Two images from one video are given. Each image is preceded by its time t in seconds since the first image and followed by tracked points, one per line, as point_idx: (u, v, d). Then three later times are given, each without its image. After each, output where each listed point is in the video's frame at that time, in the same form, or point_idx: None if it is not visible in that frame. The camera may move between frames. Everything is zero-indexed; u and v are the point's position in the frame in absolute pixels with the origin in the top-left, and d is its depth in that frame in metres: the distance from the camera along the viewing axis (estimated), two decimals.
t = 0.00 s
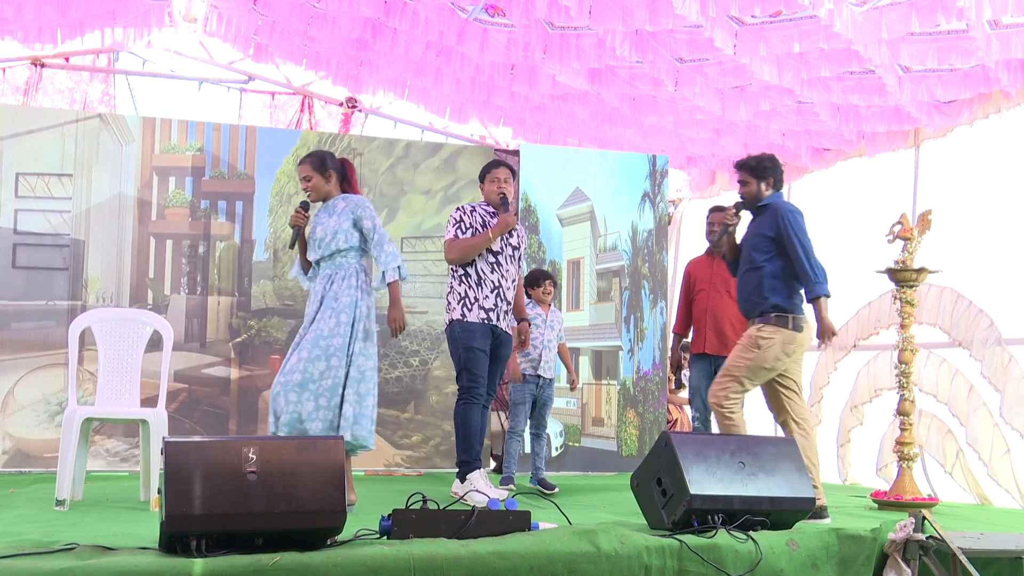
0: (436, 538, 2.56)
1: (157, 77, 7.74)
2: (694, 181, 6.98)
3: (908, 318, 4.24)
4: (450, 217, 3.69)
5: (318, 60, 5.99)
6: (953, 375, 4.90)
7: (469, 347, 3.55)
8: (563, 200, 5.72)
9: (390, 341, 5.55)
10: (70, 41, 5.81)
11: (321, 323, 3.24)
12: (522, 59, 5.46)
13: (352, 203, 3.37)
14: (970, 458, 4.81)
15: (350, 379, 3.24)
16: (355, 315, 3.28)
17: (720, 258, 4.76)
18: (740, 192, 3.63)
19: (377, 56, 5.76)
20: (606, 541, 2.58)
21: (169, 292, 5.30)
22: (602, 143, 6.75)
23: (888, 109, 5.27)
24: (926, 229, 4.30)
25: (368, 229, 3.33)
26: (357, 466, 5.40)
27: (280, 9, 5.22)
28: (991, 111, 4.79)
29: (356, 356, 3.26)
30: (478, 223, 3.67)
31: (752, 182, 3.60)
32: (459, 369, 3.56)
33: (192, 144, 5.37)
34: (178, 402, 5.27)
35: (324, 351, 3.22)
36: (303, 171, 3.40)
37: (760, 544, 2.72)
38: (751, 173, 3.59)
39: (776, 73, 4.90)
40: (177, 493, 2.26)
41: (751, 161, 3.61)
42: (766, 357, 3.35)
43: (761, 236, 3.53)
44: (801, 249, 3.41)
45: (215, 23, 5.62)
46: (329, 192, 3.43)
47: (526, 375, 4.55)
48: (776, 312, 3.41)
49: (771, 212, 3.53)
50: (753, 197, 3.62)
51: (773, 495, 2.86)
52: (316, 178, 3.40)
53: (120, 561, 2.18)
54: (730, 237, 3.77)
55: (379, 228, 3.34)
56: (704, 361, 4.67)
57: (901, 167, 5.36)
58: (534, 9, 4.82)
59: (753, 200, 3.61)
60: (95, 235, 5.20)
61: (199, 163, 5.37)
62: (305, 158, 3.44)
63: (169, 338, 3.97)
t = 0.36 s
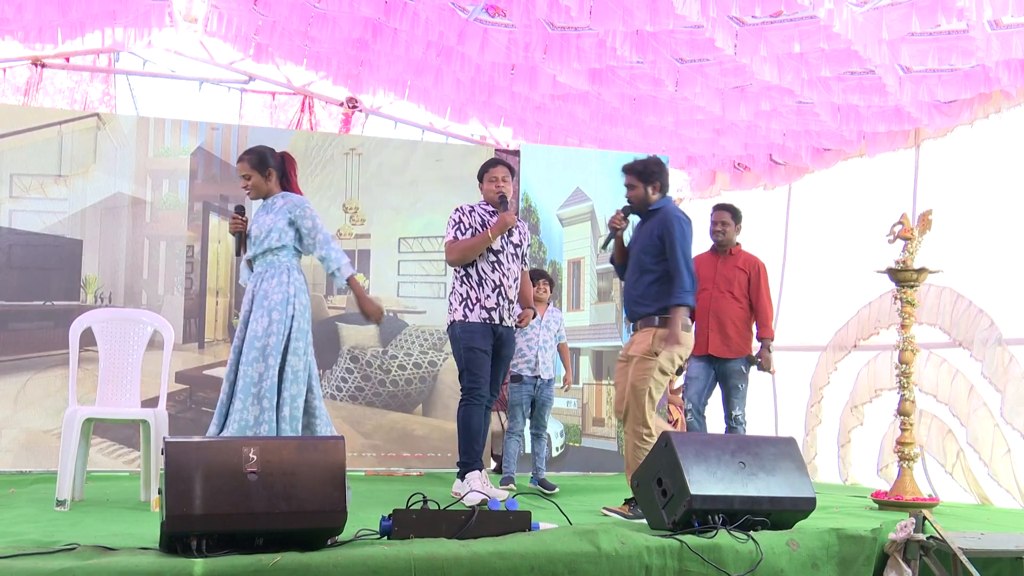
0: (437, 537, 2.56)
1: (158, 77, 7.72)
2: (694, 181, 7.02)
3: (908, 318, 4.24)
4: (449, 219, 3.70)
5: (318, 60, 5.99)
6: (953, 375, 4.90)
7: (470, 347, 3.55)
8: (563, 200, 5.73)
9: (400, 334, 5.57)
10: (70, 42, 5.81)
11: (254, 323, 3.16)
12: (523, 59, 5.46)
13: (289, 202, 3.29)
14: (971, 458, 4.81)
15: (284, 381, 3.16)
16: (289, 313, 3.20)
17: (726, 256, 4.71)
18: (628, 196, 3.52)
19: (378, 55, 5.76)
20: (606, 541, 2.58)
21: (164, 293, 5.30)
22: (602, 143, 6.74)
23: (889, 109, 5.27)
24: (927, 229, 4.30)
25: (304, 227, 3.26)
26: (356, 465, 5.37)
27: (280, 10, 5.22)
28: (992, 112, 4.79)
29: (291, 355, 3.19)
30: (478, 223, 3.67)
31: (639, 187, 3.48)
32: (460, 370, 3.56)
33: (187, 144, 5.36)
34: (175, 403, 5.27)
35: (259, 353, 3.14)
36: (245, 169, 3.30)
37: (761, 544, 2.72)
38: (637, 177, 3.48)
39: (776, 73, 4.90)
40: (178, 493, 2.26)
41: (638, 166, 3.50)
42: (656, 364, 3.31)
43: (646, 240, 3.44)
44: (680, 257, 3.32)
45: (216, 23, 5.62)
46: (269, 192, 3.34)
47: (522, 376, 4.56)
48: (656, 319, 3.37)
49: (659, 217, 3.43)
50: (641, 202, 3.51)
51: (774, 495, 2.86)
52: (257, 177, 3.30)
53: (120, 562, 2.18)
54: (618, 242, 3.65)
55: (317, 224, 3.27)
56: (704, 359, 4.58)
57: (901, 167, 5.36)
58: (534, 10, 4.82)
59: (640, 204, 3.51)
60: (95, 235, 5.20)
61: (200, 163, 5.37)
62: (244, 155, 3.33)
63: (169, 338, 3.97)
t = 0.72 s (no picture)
0: (437, 538, 2.56)
1: (158, 77, 7.69)
2: (694, 182, 7.04)
3: (909, 318, 4.24)
4: (449, 221, 3.75)
5: (319, 60, 5.99)
6: (954, 375, 4.89)
7: (478, 350, 3.65)
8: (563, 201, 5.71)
9: (398, 338, 5.58)
10: (71, 42, 5.81)
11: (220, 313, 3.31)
12: (524, 59, 5.45)
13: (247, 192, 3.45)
14: (972, 458, 4.81)
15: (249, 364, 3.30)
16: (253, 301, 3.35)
17: (709, 254, 4.54)
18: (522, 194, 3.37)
19: (379, 56, 5.76)
20: (607, 542, 2.57)
21: (167, 293, 5.31)
22: (602, 143, 6.74)
23: (889, 109, 5.27)
24: (928, 229, 4.30)
25: (263, 219, 3.40)
26: (358, 464, 5.38)
27: (281, 10, 5.23)
28: (992, 112, 4.79)
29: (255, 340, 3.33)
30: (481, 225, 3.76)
31: (533, 185, 3.34)
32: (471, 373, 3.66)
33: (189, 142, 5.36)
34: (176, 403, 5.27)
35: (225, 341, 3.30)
36: (200, 161, 3.43)
37: (761, 544, 2.72)
38: (531, 174, 3.33)
39: (777, 73, 4.90)
40: (178, 493, 2.26)
41: (530, 163, 3.35)
42: (573, 362, 3.21)
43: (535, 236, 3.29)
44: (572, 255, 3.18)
45: (216, 23, 5.62)
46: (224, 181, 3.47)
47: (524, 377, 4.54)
48: (545, 317, 3.20)
49: (552, 214, 3.27)
50: (534, 201, 3.36)
51: (774, 495, 2.86)
52: (211, 165, 3.43)
53: (121, 562, 2.18)
54: (513, 242, 3.50)
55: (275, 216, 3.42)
56: (694, 361, 4.47)
57: (902, 167, 5.36)
58: (535, 10, 4.82)
59: (533, 202, 3.36)
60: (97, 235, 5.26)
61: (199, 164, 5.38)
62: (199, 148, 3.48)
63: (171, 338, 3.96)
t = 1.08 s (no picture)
0: (438, 538, 2.56)
1: (160, 78, 7.68)
2: (695, 182, 7.03)
3: (911, 318, 4.23)
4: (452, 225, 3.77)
5: (320, 61, 5.98)
6: (956, 375, 4.89)
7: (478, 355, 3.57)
8: (564, 202, 5.70)
9: (400, 338, 5.56)
10: (72, 43, 5.81)
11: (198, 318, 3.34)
12: (526, 60, 5.45)
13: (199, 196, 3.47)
14: (973, 458, 4.81)
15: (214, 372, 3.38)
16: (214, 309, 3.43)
17: (695, 251, 4.48)
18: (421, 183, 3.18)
19: (380, 56, 5.75)
20: (608, 542, 2.57)
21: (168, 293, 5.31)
22: (604, 144, 6.74)
23: (890, 109, 5.26)
24: (929, 229, 4.30)
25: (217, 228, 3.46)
26: (359, 464, 5.38)
27: (283, 10, 5.23)
28: (995, 112, 4.78)
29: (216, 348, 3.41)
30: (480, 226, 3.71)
31: (435, 173, 3.15)
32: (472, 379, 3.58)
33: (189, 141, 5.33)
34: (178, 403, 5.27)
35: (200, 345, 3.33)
36: (164, 158, 3.38)
37: (763, 544, 2.71)
38: (433, 162, 3.14)
39: (779, 73, 4.90)
40: (180, 493, 2.27)
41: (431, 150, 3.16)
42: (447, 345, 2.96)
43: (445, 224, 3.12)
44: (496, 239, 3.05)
45: (218, 23, 5.62)
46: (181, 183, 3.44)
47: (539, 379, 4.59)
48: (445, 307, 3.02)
49: (467, 201, 3.12)
50: (436, 189, 3.18)
51: (775, 495, 2.86)
52: (178, 165, 3.40)
53: (122, 563, 2.18)
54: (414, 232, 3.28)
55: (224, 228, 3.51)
56: (688, 362, 4.38)
57: (903, 168, 5.36)
58: (536, 10, 4.82)
59: (437, 191, 3.18)
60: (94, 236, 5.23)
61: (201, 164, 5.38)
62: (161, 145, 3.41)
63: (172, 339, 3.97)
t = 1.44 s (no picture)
0: (451, 538, 2.56)
1: (173, 79, 7.70)
2: (709, 181, 7.02)
3: (925, 318, 4.21)
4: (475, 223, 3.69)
5: (332, 61, 5.99)
6: (971, 375, 4.87)
7: (495, 353, 3.51)
8: (576, 201, 5.70)
9: (415, 338, 5.58)
10: (86, 44, 5.83)
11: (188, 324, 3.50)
12: (537, 59, 5.45)
13: (184, 196, 3.57)
14: (988, 459, 4.79)
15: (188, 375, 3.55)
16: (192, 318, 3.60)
17: (707, 249, 4.45)
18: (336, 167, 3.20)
19: (392, 56, 5.76)
20: (620, 542, 2.57)
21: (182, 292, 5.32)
22: (616, 143, 6.73)
23: (904, 108, 5.25)
24: (943, 228, 4.28)
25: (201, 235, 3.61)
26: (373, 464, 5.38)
27: (295, 11, 5.25)
28: (1009, 110, 4.75)
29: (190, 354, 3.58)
30: (500, 225, 3.63)
31: (350, 159, 3.17)
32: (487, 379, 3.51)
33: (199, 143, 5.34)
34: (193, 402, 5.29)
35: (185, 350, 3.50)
36: (160, 160, 3.41)
37: (776, 545, 2.71)
38: (348, 148, 3.16)
39: (791, 72, 4.89)
40: (193, 493, 2.27)
41: (346, 135, 3.18)
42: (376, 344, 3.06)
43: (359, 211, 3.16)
44: (404, 231, 3.10)
45: (230, 25, 5.65)
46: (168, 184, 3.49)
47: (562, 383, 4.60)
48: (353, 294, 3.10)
49: (380, 188, 3.17)
50: (352, 175, 3.21)
51: (789, 495, 2.85)
52: (172, 168, 3.45)
53: (136, 562, 2.18)
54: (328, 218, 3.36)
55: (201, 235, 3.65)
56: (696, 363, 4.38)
57: (917, 167, 5.34)
58: (548, 10, 4.81)
59: (353, 177, 3.21)
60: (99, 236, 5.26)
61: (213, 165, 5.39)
62: (155, 142, 3.42)
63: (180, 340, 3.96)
